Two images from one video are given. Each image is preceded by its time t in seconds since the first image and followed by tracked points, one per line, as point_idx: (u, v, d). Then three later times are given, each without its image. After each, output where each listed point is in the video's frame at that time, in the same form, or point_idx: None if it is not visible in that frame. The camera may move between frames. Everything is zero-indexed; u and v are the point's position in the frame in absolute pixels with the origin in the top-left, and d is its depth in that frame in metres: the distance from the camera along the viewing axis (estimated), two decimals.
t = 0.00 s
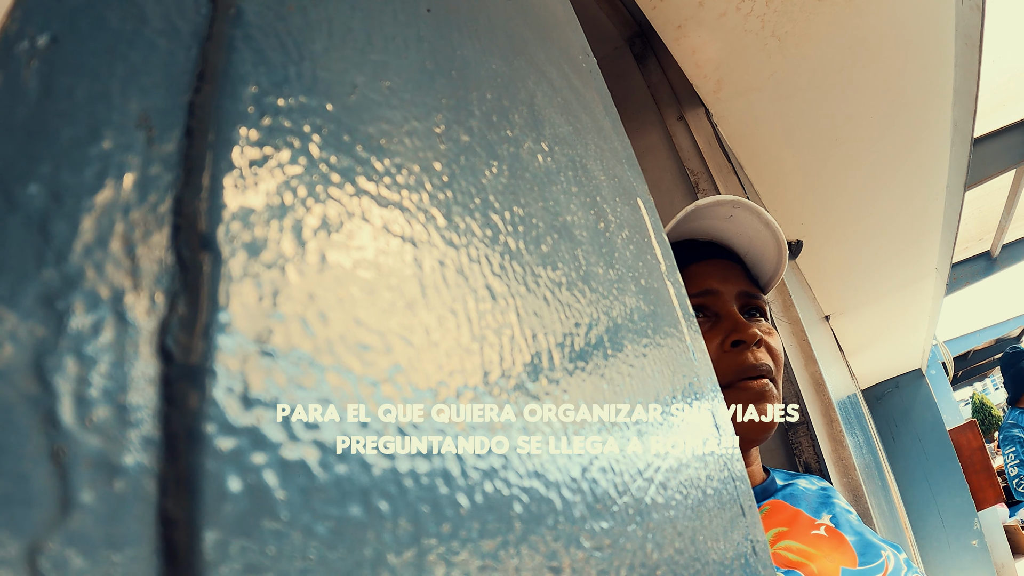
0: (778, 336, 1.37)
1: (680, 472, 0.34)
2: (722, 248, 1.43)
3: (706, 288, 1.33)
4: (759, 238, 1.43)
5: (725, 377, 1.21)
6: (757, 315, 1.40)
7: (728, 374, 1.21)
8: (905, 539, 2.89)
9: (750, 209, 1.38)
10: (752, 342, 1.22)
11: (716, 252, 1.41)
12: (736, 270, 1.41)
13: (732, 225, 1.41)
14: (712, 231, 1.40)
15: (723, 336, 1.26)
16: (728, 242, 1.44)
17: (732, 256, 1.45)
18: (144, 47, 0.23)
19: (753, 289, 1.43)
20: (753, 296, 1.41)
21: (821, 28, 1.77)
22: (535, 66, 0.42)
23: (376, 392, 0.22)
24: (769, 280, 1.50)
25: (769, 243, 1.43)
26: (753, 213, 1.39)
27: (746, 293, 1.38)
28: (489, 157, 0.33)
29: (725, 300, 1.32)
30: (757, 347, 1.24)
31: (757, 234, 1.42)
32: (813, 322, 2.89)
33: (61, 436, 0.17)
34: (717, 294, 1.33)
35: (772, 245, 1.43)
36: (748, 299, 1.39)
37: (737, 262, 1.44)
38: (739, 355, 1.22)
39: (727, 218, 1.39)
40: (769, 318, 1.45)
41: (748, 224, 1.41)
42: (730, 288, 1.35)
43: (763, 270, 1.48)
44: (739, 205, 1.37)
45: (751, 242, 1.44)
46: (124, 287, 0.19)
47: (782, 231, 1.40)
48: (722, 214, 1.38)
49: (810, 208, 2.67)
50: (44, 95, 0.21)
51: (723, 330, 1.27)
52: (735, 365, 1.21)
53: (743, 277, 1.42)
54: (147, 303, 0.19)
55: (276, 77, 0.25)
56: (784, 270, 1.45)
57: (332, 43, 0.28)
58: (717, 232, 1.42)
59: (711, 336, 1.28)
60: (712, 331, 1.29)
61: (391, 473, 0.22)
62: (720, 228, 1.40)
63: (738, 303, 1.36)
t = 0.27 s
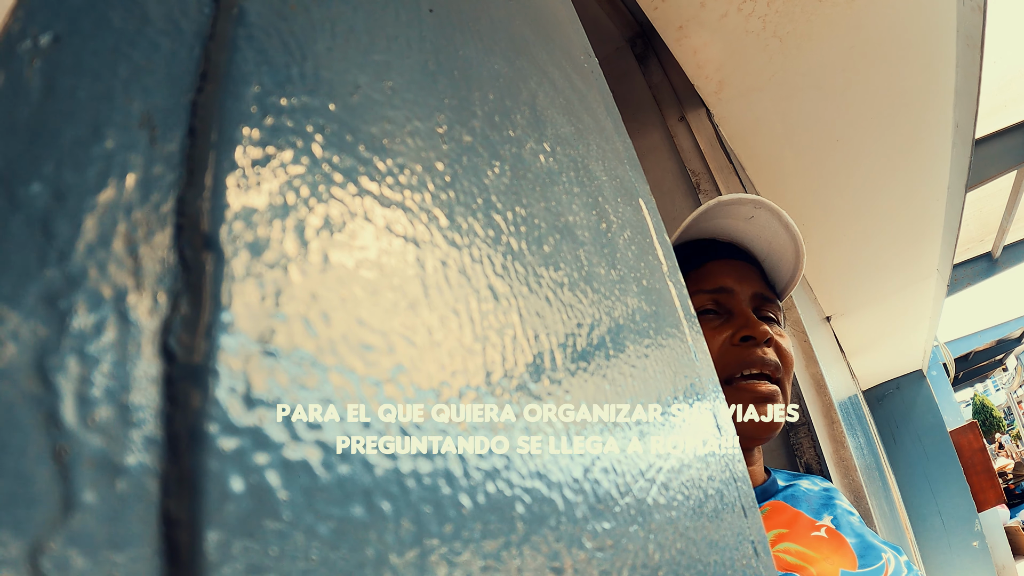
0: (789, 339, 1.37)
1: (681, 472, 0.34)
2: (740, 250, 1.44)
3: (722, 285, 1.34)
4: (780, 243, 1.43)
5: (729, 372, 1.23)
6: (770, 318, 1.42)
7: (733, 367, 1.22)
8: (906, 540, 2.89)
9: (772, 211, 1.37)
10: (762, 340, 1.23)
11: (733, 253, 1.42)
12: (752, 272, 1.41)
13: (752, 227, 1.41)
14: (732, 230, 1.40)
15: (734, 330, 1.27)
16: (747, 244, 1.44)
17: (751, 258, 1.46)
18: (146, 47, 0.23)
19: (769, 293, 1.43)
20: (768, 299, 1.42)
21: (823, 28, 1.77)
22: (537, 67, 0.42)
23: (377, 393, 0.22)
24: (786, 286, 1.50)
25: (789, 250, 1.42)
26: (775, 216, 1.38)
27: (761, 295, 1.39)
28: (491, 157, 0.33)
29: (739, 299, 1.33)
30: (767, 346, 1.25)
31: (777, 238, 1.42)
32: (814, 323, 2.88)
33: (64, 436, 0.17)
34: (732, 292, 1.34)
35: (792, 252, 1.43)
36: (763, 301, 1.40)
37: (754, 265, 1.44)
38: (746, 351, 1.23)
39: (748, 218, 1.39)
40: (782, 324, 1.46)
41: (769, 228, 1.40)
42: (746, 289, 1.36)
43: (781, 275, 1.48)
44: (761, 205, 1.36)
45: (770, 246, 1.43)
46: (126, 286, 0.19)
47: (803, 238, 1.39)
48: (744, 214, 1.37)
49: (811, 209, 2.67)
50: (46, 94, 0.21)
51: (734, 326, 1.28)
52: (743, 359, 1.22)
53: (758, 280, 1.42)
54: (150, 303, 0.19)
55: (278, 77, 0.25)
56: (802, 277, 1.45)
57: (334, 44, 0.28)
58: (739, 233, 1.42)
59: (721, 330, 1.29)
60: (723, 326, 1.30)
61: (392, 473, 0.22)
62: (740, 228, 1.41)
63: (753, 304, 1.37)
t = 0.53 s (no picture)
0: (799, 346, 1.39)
1: (681, 473, 0.34)
2: (757, 255, 1.44)
3: (740, 287, 1.35)
4: (799, 252, 1.44)
5: (743, 365, 1.23)
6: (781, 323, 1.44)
7: (746, 361, 1.23)
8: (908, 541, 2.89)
9: (796, 220, 1.36)
10: (777, 341, 1.25)
11: (750, 257, 1.42)
12: (767, 278, 1.42)
13: (774, 234, 1.41)
14: (754, 235, 1.40)
15: (749, 330, 1.28)
16: (765, 250, 1.45)
17: (768, 264, 1.47)
18: (145, 46, 0.23)
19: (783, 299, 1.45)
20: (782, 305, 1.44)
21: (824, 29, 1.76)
22: (538, 67, 0.42)
23: (376, 392, 0.22)
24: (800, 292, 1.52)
25: (807, 259, 1.44)
26: (798, 225, 1.38)
27: (776, 301, 1.41)
28: (491, 157, 0.33)
29: (755, 301, 1.35)
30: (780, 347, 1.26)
31: (796, 247, 1.42)
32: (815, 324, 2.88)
33: (61, 436, 0.17)
34: (749, 294, 1.35)
35: (809, 262, 1.45)
36: (777, 307, 1.42)
37: (769, 271, 1.46)
38: (760, 349, 1.24)
39: (772, 225, 1.38)
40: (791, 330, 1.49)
41: (789, 235, 1.40)
42: (763, 293, 1.38)
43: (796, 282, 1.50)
44: (786, 213, 1.36)
45: (789, 254, 1.44)
46: (123, 286, 0.19)
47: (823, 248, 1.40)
48: (769, 221, 1.37)
49: (812, 210, 2.66)
50: (44, 94, 0.21)
51: (750, 326, 1.29)
52: (757, 356, 1.23)
53: (773, 286, 1.43)
54: (147, 302, 0.19)
55: (277, 76, 0.25)
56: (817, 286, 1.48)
57: (333, 43, 0.28)
58: (759, 238, 1.42)
59: (735, 329, 1.30)
60: (739, 325, 1.31)
61: (390, 473, 0.22)
62: (761, 233, 1.40)
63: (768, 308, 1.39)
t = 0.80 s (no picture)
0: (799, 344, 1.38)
1: (680, 473, 0.34)
2: (754, 256, 1.45)
3: (738, 287, 1.35)
4: (794, 249, 1.45)
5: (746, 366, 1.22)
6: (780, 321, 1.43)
7: (749, 363, 1.22)
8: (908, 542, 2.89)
9: (790, 217, 1.38)
10: (776, 340, 1.24)
11: (747, 257, 1.43)
12: (765, 277, 1.43)
13: (768, 232, 1.42)
14: (750, 234, 1.41)
15: (749, 331, 1.27)
16: (761, 250, 1.46)
17: (764, 264, 1.48)
18: (144, 46, 0.23)
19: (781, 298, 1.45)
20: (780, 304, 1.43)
21: (823, 28, 1.76)
22: (537, 67, 0.42)
23: (374, 393, 0.22)
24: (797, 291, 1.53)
25: (802, 256, 1.45)
26: (791, 222, 1.40)
27: (774, 299, 1.41)
28: (491, 157, 0.33)
29: (753, 300, 1.34)
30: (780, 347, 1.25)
31: (791, 244, 1.43)
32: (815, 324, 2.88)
33: (57, 437, 0.17)
34: (747, 293, 1.35)
35: (805, 259, 1.46)
36: (776, 305, 1.41)
37: (767, 271, 1.46)
38: (761, 351, 1.23)
39: (765, 223, 1.40)
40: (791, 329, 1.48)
41: (784, 233, 1.42)
42: (760, 291, 1.38)
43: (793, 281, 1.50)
44: (778, 211, 1.38)
45: (784, 252, 1.45)
46: (121, 286, 0.19)
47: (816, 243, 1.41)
48: (762, 219, 1.39)
49: (812, 210, 2.66)
50: (41, 93, 0.21)
51: (749, 326, 1.28)
52: (759, 357, 1.22)
53: (771, 285, 1.43)
54: (145, 303, 0.19)
55: (276, 76, 0.25)
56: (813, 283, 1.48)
57: (332, 43, 0.28)
58: (755, 238, 1.43)
59: (735, 330, 1.29)
60: (738, 325, 1.30)
61: (389, 474, 0.22)
62: (757, 233, 1.42)
63: (766, 307, 1.38)
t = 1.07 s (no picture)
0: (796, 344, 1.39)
1: (679, 474, 0.34)
2: (750, 257, 1.46)
3: (733, 289, 1.36)
4: (789, 251, 1.45)
5: (743, 366, 1.22)
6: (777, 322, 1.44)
7: (746, 363, 1.22)
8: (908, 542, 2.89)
9: (784, 218, 1.39)
10: (772, 341, 1.24)
11: (742, 258, 1.44)
12: (760, 279, 1.43)
13: (763, 233, 1.43)
14: (745, 235, 1.42)
15: (743, 333, 1.28)
16: (757, 252, 1.47)
17: (760, 266, 1.48)
18: (143, 46, 0.23)
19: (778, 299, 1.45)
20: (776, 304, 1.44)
21: (823, 29, 1.76)
22: (536, 66, 0.42)
23: (373, 392, 0.22)
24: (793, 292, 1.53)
25: (797, 257, 1.45)
26: (785, 223, 1.41)
27: (770, 300, 1.41)
28: (490, 158, 0.33)
29: (748, 302, 1.35)
30: (775, 348, 1.26)
31: (786, 246, 1.44)
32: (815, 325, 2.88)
33: (55, 437, 0.17)
34: (742, 295, 1.36)
35: (800, 259, 1.46)
36: (771, 306, 1.42)
37: (763, 272, 1.47)
38: (756, 351, 1.23)
39: (760, 225, 1.41)
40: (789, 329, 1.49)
41: (779, 234, 1.43)
42: (756, 293, 1.38)
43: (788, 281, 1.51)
44: (772, 213, 1.39)
45: (779, 254, 1.46)
46: (120, 286, 0.19)
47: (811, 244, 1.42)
48: (756, 220, 1.39)
49: (812, 211, 2.66)
50: (40, 93, 0.21)
51: (744, 328, 1.29)
52: (755, 357, 1.22)
53: (766, 286, 1.44)
54: (143, 303, 0.19)
55: (275, 76, 0.25)
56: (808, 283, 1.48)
57: (330, 43, 0.28)
58: (750, 240, 1.44)
59: (730, 332, 1.29)
60: (732, 328, 1.31)
61: (388, 474, 0.22)
62: (751, 234, 1.42)
63: (762, 308, 1.39)
